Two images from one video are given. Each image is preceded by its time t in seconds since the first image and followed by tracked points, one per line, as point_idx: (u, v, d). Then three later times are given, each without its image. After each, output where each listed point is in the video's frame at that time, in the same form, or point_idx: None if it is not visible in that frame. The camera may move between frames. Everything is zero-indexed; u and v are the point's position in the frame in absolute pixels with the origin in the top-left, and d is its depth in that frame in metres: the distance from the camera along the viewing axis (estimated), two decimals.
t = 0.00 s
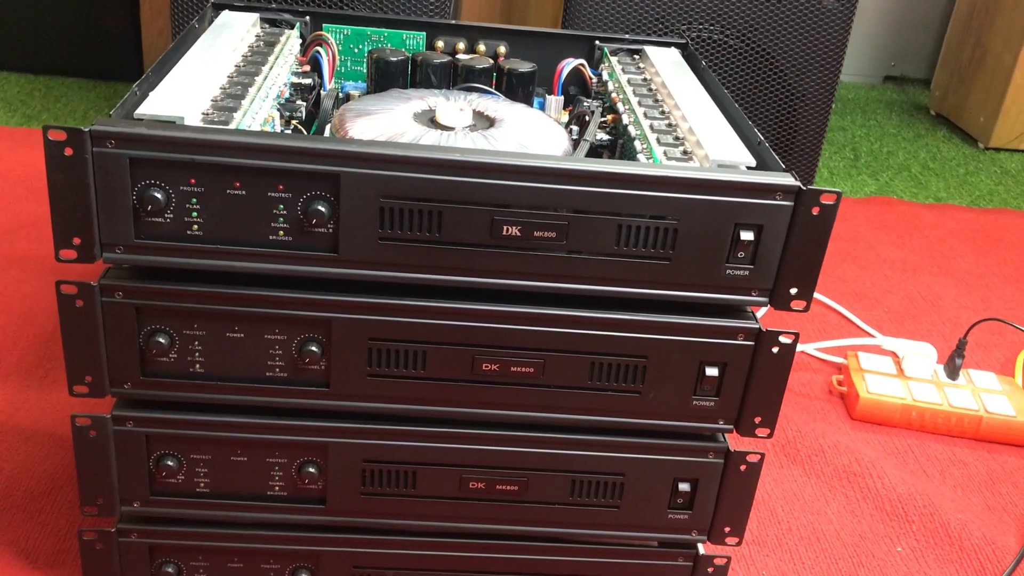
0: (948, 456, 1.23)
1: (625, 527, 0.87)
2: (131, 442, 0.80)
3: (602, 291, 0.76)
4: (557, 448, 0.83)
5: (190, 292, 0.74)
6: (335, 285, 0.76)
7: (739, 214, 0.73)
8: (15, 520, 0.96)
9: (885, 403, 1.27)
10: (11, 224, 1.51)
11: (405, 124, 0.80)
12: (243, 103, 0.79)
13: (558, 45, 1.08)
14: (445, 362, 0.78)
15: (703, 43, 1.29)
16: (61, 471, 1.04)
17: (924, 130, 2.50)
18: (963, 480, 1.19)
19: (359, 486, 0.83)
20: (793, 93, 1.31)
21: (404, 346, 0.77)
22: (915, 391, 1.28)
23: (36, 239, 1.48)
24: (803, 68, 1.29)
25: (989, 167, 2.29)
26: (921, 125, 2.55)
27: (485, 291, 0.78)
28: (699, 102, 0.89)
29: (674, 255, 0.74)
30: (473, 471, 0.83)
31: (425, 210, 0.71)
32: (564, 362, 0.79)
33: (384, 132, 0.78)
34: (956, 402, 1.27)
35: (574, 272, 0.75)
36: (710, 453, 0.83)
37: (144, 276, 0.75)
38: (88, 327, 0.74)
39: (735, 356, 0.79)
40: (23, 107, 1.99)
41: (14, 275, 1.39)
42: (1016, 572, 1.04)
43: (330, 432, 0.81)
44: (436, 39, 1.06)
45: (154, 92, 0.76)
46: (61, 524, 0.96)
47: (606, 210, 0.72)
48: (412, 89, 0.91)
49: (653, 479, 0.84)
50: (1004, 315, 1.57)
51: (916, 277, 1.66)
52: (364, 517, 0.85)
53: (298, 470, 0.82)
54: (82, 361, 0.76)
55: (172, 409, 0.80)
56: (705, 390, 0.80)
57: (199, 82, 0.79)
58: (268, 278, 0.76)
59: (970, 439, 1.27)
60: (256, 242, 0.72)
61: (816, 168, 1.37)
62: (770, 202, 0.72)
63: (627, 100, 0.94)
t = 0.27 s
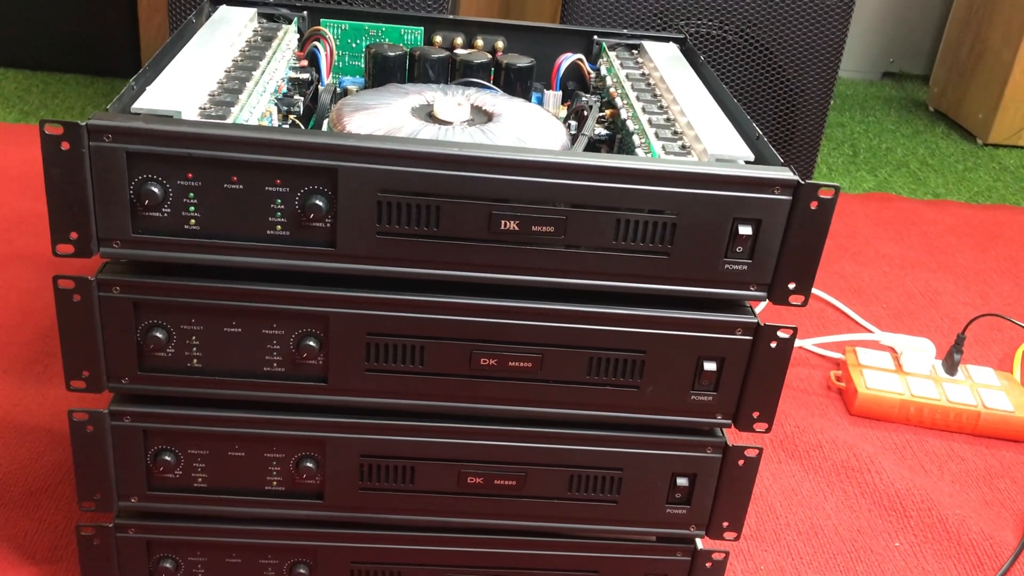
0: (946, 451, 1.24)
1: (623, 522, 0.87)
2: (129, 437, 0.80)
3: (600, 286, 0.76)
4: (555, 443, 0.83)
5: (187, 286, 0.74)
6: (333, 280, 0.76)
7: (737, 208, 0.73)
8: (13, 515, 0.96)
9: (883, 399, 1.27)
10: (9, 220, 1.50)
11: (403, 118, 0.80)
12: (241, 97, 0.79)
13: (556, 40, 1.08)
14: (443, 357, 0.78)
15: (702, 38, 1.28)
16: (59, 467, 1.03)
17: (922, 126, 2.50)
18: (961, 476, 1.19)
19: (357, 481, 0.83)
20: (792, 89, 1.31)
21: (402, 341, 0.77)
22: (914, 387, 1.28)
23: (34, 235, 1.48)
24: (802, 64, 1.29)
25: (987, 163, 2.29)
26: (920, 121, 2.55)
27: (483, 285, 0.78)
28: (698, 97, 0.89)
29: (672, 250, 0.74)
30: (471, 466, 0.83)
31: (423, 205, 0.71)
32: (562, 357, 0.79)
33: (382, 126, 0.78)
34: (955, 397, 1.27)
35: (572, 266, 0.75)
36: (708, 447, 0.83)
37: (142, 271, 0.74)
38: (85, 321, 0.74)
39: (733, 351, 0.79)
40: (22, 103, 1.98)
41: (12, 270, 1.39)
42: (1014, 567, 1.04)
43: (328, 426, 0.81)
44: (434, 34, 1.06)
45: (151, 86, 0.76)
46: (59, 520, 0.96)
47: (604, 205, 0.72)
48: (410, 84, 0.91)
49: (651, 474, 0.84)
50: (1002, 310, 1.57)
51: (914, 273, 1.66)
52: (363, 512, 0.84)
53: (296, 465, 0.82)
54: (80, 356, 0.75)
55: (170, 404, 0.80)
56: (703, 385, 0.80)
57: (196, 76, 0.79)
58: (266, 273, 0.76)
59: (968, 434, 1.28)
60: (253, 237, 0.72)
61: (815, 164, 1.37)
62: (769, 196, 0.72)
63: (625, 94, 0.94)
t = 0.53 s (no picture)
0: (946, 450, 1.24)
1: (624, 522, 0.87)
2: (130, 437, 0.80)
3: (601, 286, 0.76)
4: (556, 442, 0.83)
5: (189, 286, 0.74)
6: (334, 280, 0.76)
7: (738, 208, 0.73)
8: (15, 514, 0.96)
9: (883, 398, 1.27)
10: (9, 219, 1.50)
11: (404, 118, 0.80)
12: (242, 97, 0.79)
13: (557, 39, 1.08)
14: (444, 357, 0.78)
15: (703, 38, 1.28)
16: (59, 466, 1.03)
17: (922, 125, 2.50)
18: (961, 475, 1.19)
19: (358, 481, 0.83)
20: (792, 88, 1.31)
21: (403, 341, 0.77)
22: (913, 386, 1.29)
23: (34, 234, 1.48)
24: (802, 63, 1.29)
25: (987, 162, 2.29)
26: (920, 119, 2.55)
27: (484, 285, 0.78)
28: (699, 97, 0.89)
29: (673, 250, 0.74)
30: (472, 466, 0.83)
31: (424, 205, 0.71)
32: (563, 357, 0.79)
33: (383, 126, 0.78)
34: (954, 397, 1.27)
35: (573, 266, 0.75)
36: (708, 447, 0.84)
37: (143, 271, 0.75)
38: (87, 321, 0.74)
39: (734, 351, 0.79)
40: (21, 101, 1.98)
41: (13, 269, 1.39)
42: (1014, 566, 1.05)
43: (329, 426, 0.81)
44: (434, 34, 1.06)
45: (152, 86, 0.76)
46: (60, 519, 0.96)
47: (605, 205, 0.72)
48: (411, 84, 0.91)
49: (651, 473, 0.85)
50: (1002, 310, 1.57)
51: (914, 272, 1.67)
52: (364, 512, 0.85)
53: (297, 464, 0.82)
54: (81, 356, 0.76)
55: (171, 404, 0.80)
56: (704, 385, 0.80)
57: (198, 76, 0.79)
58: (267, 273, 0.76)
59: (968, 433, 1.28)
60: (254, 236, 0.72)
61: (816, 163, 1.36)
62: (770, 197, 0.72)
63: (626, 94, 0.94)
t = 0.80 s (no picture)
0: (948, 449, 1.23)
1: (625, 520, 0.87)
2: (130, 434, 0.79)
3: (604, 283, 0.75)
4: (558, 440, 0.83)
5: (190, 283, 0.74)
6: (335, 276, 0.76)
7: (741, 205, 0.72)
8: (14, 511, 0.96)
9: (884, 397, 1.27)
10: (9, 215, 1.50)
11: (406, 115, 0.79)
12: (243, 93, 0.78)
13: (559, 36, 1.07)
14: (446, 354, 0.78)
15: (704, 35, 1.28)
16: (59, 463, 1.03)
17: (923, 123, 2.50)
18: (963, 473, 1.19)
19: (359, 478, 0.83)
20: (793, 86, 1.30)
21: (405, 338, 0.77)
22: (915, 384, 1.28)
23: (34, 231, 1.47)
24: (803, 61, 1.29)
25: (988, 161, 2.29)
26: (920, 118, 2.54)
27: (485, 282, 0.77)
28: (701, 94, 0.89)
29: (675, 247, 0.74)
30: (473, 463, 0.83)
31: (426, 201, 0.71)
32: (565, 354, 0.79)
33: (385, 122, 0.78)
34: (955, 396, 1.27)
35: (576, 263, 0.74)
36: (710, 445, 0.83)
37: (144, 267, 0.74)
38: (87, 317, 0.74)
39: (736, 349, 0.79)
40: (21, 98, 1.98)
41: (13, 266, 1.38)
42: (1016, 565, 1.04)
43: (330, 423, 0.81)
44: (436, 30, 1.05)
45: (152, 82, 0.76)
46: (60, 516, 0.96)
47: (608, 202, 0.72)
48: (412, 80, 0.91)
49: (653, 471, 0.84)
50: (1003, 308, 1.57)
51: (915, 271, 1.66)
52: (365, 509, 0.84)
53: (298, 461, 0.82)
54: (82, 352, 0.75)
55: (172, 400, 0.80)
56: (706, 383, 0.80)
57: (198, 72, 0.79)
58: (268, 269, 0.76)
59: (969, 432, 1.28)
60: (256, 233, 0.72)
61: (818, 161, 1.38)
62: (773, 194, 0.72)
63: (629, 91, 0.94)
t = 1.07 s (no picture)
0: (947, 450, 1.23)
1: (625, 520, 0.87)
2: (130, 434, 0.79)
3: (603, 284, 0.75)
4: (557, 440, 0.83)
5: (189, 282, 0.74)
6: (335, 276, 0.76)
7: (741, 206, 0.72)
8: (14, 511, 0.96)
9: (884, 398, 1.27)
10: (9, 214, 1.50)
11: (406, 115, 0.79)
12: (243, 93, 0.78)
13: (559, 36, 1.07)
14: (446, 354, 0.78)
15: (704, 36, 1.28)
16: (58, 463, 1.03)
17: (923, 124, 2.50)
18: (962, 474, 1.19)
19: (359, 478, 0.83)
20: (792, 87, 1.30)
21: (405, 338, 0.77)
22: (914, 385, 1.28)
23: (35, 230, 1.47)
24: (803, 62, 1.29)
25: (988, 162, 2.29)
26: (921, 119, 2.54)
27: (485, 282, 0.77)
28: (702, 95, 0.89)
29: (676, 248, 0.74)
30: (473, 463, 0.83)
31: (426, 201, 0.71)
32: (565, 354, 0.79)
33: (385, 122, 0.78)
34: (955, 396, 1.27)
35: (576, 264, 0.74)
36: (710, 446, 0.83)
37: (144, 267, 0.74)
38: (87, 317, 0.74)
39: (736, 349, 0.79)
40: (21, 97, 1.98)
41: (13, 265, 1.38)
42: (1015, 566, 1.04)
43: (329, 423, 0.81)
44: (436, 30, 1.05)
45: (152, 82, 0.76)
46: (60, 515, 0.96)
47: (608, 202, 0.72)
48: (413, 80, 0.91)
49: (653, 472, 0.84)
50: (1003, 309, 1.57)
51: (915, 272, 1.66)
52: (364, 509, 0.84)
53: (297, 461, 0.82)
54: (82, 352, 0.75)
55: (172, 400, 0.80)
56: (706, 383, 0.80)
57: (198, 71, 0.79)
58: (268, 269, 0.76)
59: (969, 433, 1.28)
60: (256, 233, 0.72)
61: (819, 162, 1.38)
62: (773, 195, 0.72)
63: (629, 91, 0.94)
